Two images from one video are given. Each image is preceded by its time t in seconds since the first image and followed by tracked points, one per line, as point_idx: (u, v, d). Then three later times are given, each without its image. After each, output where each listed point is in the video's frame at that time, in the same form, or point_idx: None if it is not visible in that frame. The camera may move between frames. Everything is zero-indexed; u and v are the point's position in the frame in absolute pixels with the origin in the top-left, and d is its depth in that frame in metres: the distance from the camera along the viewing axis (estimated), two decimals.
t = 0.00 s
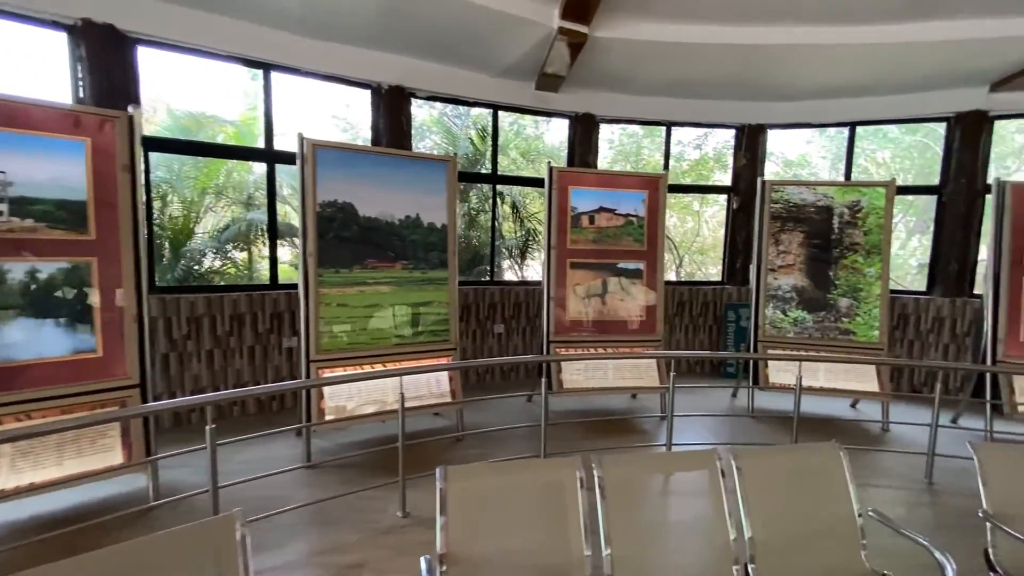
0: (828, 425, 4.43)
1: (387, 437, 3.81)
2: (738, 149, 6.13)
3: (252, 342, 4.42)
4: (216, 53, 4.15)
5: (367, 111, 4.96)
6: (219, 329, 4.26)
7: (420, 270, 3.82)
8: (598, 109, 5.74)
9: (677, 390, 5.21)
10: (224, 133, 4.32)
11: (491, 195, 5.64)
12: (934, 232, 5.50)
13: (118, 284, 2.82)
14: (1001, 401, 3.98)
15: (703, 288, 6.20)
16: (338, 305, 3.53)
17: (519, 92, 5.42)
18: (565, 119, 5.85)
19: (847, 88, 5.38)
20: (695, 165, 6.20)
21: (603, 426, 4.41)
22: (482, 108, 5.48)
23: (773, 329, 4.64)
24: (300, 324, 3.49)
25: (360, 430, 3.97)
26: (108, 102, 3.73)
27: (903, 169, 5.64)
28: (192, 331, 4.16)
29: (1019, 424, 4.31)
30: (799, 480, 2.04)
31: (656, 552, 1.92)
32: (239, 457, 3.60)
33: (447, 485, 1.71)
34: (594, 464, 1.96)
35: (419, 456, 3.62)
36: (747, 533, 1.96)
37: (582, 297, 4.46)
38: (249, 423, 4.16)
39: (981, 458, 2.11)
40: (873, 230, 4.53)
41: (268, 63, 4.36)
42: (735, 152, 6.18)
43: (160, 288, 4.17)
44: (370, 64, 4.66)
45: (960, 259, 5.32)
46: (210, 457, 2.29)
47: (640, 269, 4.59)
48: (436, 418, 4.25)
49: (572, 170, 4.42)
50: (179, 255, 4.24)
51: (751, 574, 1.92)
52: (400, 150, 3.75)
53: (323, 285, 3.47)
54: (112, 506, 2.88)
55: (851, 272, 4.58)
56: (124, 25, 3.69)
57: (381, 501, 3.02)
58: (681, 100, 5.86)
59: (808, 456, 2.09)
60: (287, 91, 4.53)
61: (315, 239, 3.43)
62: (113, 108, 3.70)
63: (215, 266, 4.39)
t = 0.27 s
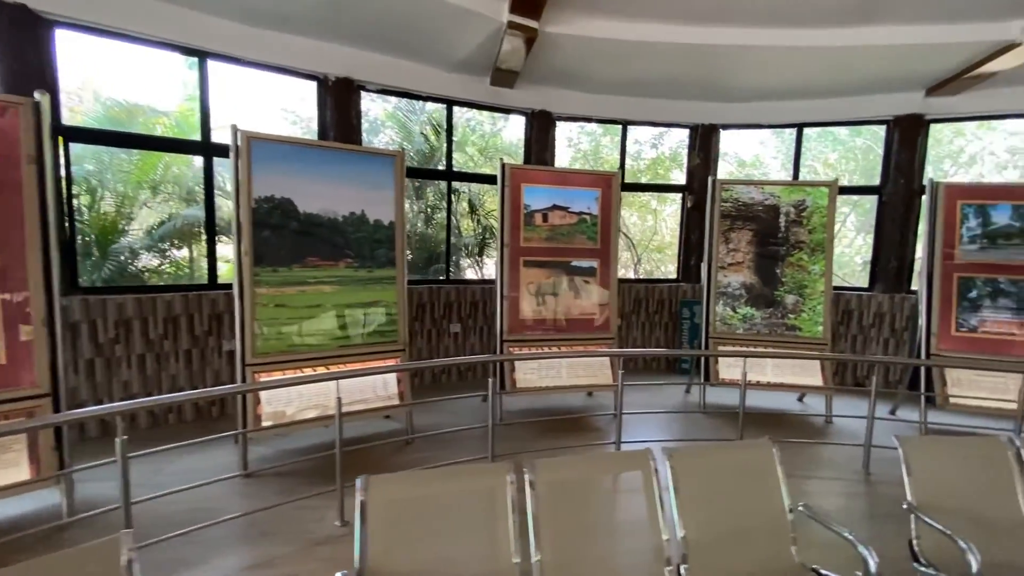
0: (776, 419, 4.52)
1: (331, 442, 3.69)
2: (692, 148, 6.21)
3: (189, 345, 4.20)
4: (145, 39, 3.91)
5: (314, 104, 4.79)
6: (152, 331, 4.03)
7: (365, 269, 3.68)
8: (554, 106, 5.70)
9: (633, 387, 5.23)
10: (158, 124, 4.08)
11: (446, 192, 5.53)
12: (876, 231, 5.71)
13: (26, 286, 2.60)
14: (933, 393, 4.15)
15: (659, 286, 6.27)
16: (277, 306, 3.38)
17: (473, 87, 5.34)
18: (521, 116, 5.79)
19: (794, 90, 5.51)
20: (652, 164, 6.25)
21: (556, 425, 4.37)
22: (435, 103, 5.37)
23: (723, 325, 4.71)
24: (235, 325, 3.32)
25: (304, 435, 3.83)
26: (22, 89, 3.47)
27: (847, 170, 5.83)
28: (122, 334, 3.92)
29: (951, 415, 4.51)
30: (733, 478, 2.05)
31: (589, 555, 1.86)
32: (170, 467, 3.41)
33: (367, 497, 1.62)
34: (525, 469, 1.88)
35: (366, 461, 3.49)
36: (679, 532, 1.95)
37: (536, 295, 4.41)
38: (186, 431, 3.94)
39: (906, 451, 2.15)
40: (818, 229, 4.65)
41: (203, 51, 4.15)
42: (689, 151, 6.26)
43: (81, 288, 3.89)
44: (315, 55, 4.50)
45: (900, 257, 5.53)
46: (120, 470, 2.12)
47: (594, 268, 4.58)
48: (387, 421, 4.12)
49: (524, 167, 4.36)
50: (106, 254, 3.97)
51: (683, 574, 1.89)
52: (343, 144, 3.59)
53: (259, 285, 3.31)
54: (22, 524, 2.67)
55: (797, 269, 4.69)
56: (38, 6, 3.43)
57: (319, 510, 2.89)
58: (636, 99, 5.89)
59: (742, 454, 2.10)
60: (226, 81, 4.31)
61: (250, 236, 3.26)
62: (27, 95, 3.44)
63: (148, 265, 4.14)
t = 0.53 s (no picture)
0: (724, 413, 4.61)
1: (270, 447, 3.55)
2: (646, 146, 6.27)
3: (117, 348, 3.97)
4: (63, 20, 3.65)
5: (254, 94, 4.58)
6: (74, 334, 3.78)
7: (305, 267, 3.54)
8: (508, 102, 5.65)
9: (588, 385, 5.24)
10: (81, 112, 3.81)
11: (398, 187, 5.38)
12: (820, 229, 5.89)
13: None
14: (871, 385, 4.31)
15: (615, 283, 6.31)
16: (208, 306, 3.21)
17: (425, 80, 5.24)
18: (475, 112, 5.72)
19: (743, 91, 5.62)
20: (609, 163, 6.27)
21: (508, 424, 4.33)
22: (386, 96, 5.22)
23: (673, 322, 4.76)
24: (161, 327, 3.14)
25: (242, 441, 3.67)
26: None
27: (794, 170, 6.00)
28: (40, 337, 3.66)
29: (888, 406, 4.70)
30: (666, 477, 2.04)
31: (518, 561, 1.80)
32: (92, 478, 3.19)
33: (277, 510, 1.53)
34: (450, 476, 1.81)
35: (307, 466, 3.35)
36: (608, 533, 1.93)
37: (488, 293, 4.35)
38: (114, 439, 3.71)
39: (832, 443, 2.19)
40: (763, 227, 4.76)
41: (130, 36, 3.91)
42: (643, 149, 6.31)
43: None
44: (254, 43, 4.32)
45: (842, 254, 5.74)
46: (13, 487, 1.94)
47: (546, 265, 4.55)
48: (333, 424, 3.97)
49: (473, 163, 4.29)
50: (21, 252, 3.64)
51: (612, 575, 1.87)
52: (280, 137, 3.43)
53: (187, 285, 3.14)
54: None
55: (744, 267, 4.79)
56: None
57: (250, 520, 2.75)
58: (590, 96, 5.91)
59: (676, 452, 2.09)
60: (156, 68, 4.08)
61: (177, 232, 3.08)
62: None
63: (71, 265, 3.86)
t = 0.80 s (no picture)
0: (676, 408, 4.67)
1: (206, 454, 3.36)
2: (603, 144, 6.29)
3: (36, 352, 3.70)
4: None
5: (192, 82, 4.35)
6: None
7: (242, 264, 3.38)
8: (463, 96, 5.57)
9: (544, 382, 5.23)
10: None
11: (349, 182, 5.22)
12: (769, 227, 6.05)
13: None
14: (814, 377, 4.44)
15: (572, 280, 6.33)
16: (132, 306, 3.01)
17: (377, 72, 5.10)
18: (430, 106, 5.61)
19: (696, 91, 5.71)
20: (567, 161, 6.27)
21: (462, 423, 4.26)
22: (335, 88, 5.06)
23: (626, 318, 4.79)
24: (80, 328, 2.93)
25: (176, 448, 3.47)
26: None
27: (745, 169, 6.14)
28: None
29: (831, 397, 4.87)
30: (603, 474, 2.02)
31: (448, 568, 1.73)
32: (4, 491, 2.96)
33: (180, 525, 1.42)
34: (376, 481, 1.73)
35: (246, 472, 3.20)
36: (542, 533, 1.90)
37: (440, 291, 4.26)
38: (32, 449, 3.45)
39: (767, 436, 2.22)
40: (713, 224, 4.85)
41: (50, 16, 3.64)
42: (600, 146, 6.33)
43: None
44: (190, 28, 4.10)
45: (789, 251, 5.92)
46: None
47: (500, 262, 4.50)
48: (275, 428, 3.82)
49: (424, 158, 4.19)
50: None
51: None
52: (212, 126, 3.25)
53: (109, 283, 2.94)
54: None
55: (695, 263, 4.87)
56: None
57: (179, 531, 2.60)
58: (546, 93, 5.90)
59: (612, 448, 2.07)
60: (80, 51, 3.81)
61: (98, 227, 2.88)
62: None
63: None
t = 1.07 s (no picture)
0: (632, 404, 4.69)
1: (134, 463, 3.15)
2: (561, 140, 6.26)
3: None
4: None
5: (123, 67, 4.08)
6: None
7: (173, 261, 3.18)
8: (419, 90, 5.44)
9: (502, 380, 5.16)
10: None
11: (297, 176, 5.01)
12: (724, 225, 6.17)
13: None
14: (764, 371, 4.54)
15: (532, 277, 6.29)
16: (48, 306, 2.78)
17: (327, 62, 4.92)
18: (384, 99, 5.45)
19: (653, 89, 5.75)
20: (525, 156, 6.23)
21: (415, 424, 4.16)
22: (283, 77, 4.84)
23: (583, 315, 4.78)
24: None
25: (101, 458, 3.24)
26: None
27: (700, 168, 6.23)
28: None
29: (781, 391, 5.00)
30: (542, 476, 1.98)
31: None
32: None
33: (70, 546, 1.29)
34: (298, 491, 1.62)
35: (179, 481, 3.03)
36: (479, 539, 1.86)
37: (391, 288, 4.14)
38: None
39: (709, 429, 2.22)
40: (667, 221, 4.89)
41: None
42: (559, 143, 6.30)
43: None
44: (120, 8, 3.84)
45: (742, 249, 6.05)
46: None
47: (454, 259, 4.41)
48: (214, 433, 3.62)
49: (373, 150, 4.05)
50: None
51: None
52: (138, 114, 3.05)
53: (20, 281, 2.70)
54: None
55: (650, 259, 4.90)
56: None
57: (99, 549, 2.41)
58: (504, 88, 5.83)
59: (552, 449, 2.04)
60: None
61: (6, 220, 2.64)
62: None
63: None
